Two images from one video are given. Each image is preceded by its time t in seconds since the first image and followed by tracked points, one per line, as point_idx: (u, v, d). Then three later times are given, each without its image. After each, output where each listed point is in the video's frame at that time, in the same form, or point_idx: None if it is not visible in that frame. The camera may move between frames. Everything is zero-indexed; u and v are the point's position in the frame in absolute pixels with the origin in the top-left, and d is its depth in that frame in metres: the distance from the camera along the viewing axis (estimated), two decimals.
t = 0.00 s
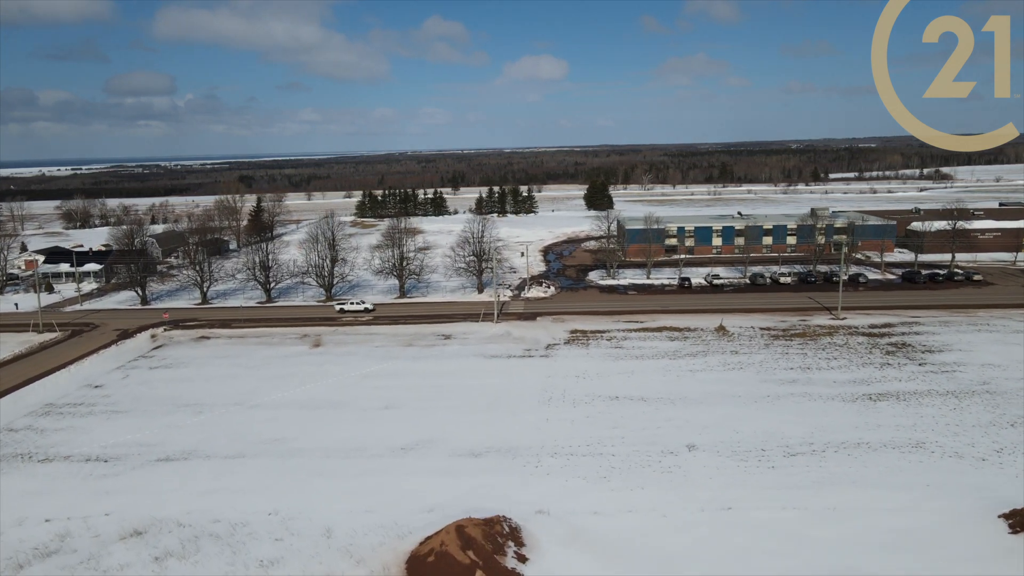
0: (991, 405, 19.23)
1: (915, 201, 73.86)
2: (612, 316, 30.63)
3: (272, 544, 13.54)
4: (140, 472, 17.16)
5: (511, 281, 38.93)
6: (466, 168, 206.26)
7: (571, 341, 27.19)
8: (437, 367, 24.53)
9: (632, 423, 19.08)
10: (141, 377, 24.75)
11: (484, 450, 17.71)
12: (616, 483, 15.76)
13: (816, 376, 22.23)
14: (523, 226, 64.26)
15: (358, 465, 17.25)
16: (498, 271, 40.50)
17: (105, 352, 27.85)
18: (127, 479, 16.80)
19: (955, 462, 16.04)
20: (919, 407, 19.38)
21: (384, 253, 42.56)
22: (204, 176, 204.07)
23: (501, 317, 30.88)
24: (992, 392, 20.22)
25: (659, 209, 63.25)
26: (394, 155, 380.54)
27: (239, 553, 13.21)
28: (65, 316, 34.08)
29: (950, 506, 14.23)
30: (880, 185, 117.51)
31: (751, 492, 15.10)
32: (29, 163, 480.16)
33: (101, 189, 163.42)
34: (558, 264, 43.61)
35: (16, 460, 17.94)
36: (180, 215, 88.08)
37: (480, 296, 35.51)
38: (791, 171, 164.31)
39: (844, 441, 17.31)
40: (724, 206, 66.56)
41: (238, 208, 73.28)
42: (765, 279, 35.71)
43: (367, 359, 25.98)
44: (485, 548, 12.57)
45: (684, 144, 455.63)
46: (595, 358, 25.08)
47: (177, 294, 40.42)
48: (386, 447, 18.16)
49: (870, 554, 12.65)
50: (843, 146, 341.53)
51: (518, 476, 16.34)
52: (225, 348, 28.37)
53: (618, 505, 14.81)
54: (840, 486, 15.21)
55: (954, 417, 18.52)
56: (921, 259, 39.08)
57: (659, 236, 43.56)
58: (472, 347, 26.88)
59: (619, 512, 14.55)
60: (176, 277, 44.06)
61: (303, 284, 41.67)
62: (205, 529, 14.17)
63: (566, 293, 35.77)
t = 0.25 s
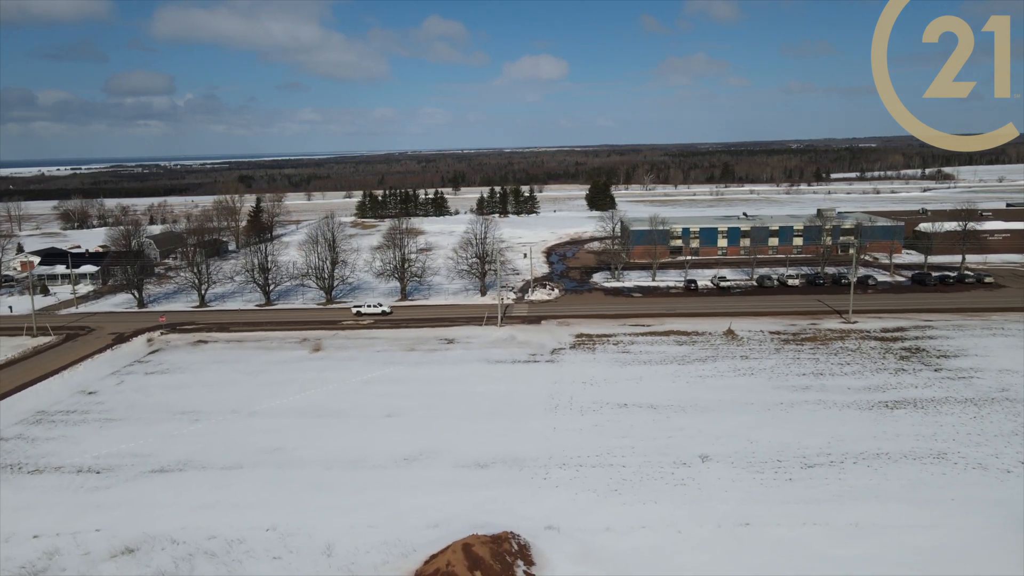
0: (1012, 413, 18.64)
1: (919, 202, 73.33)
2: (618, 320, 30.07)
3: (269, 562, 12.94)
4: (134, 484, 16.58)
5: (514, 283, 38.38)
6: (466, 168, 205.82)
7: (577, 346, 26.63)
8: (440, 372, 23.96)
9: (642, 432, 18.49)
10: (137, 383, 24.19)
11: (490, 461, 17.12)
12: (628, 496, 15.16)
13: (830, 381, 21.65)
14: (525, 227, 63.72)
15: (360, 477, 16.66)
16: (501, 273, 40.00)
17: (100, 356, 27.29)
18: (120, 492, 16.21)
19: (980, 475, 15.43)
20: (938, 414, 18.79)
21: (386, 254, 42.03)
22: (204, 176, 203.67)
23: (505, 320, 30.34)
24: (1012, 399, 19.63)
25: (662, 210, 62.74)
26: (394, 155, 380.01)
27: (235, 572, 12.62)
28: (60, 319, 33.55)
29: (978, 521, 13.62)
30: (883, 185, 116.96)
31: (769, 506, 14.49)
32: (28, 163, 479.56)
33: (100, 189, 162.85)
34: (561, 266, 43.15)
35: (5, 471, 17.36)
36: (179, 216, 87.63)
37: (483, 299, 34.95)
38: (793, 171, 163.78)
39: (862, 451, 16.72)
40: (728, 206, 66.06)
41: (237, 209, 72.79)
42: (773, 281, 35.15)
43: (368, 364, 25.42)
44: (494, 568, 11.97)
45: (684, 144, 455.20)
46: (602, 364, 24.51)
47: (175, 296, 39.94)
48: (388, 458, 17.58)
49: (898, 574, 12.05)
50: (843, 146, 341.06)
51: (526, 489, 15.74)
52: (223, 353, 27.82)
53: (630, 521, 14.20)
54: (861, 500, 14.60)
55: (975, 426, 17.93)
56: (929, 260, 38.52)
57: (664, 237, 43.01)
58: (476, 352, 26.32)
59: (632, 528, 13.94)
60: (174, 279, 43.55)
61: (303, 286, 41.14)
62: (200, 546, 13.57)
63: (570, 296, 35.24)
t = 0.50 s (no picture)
0: None
1: (924, 202, 72.67)
2: (624, 324, 29.46)
3: None
4: (125, 496, 15.93)
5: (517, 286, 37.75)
6: (467, 167, 205.16)
7: (583, 351, 26.01)
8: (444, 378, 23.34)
9: (653, 442, 17.82)
10: (131, 390, 23.60)
11: (496, 474, 16.45)
12: (642, 512, 14.48)
13: (846, 388, 20.98)
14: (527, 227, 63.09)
15: (361, 490, 16.01)
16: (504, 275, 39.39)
17: (95, 362, 26.71)
18: (110, 506, 15.54)
19: (1010, 490, 14.75)
20: (961, 424, 18.11)
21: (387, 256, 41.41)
22: (203, 176, 202.97)
23: (509, 324, 29.72)
24: None
25: (666, 210, 62.11)
26: (394, 155, 379.40)
27: None
28: (55, 322, 32.94)
29: (1013, 540, 12.93)
30: (887, 185, 116.31)
31: (791, 523, 13.80)
32: (28, 162, 479.04)
33: (99, 189, 162.22)
34: (565, 268, 42.59)
35: None
36: (178, 216, 87.09)
37: (486, 302, 34.34)
38: (795, 171, 163.09)
39: (885, 464, 16.04)
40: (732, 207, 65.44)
41: (236, 209, 72.19)
42: (781, 283, 34.51)
43: (369, 370, 24.89)
44: None
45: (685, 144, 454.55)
46: (610, 370, 23.89)
47: (172, 299, 39.40)
48: (391, 470, 16.91)
49: None
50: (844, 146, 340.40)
51: (534, 504, 15.06)
52: (220, 358, 27.25)
53: (645, 539, 13.52)
54: (887, 516, 13.93)
55: (1000, 436, 17.26)
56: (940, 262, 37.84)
57: (670, 238, 42.38)
58: (479, 357, 25.70)
59: (647, 547, 13.27)
60: (171, 281, 43.02)
61: (303, 288, 40.54)
62: (193, 566, 12.92)
63: (575, 299, 34.60)
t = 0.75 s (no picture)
0: None
1: (930, 202, 71.95)
2: (630, 328, 28.87)
3: None
4: (115, 511, 15.34)
5: (519, 289, 37.12)
6: (467, 167, 204.28)
7: (589, 356, 25.42)
8: (446, 385, 22.79)
9: (665, 454, 17.16)
10: (126, 398, 23.12)
11: (502, 488, 15.80)
12: (656, 529, 13.84)
13: (861, 396, 20.36)
14: (529, 228, 62.44)
15: (361, 505, 15.37)
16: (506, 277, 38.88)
17: (88, 367, 26.18)
18: (99, 521, 14.94)
19: None
20: (983, 434, 17.48)
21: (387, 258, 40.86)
22: (202, 176, 201.89)
23: (512, 328, 29.19)
24: None
25: (669, 211, 61.58)
26: (394, 155, 378.37)
27: None
28: (49, 326, 32.39)
29: None
30: (891, 185, 115.27)
31: (812, 542, 13.16)
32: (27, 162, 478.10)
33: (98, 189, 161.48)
34: (569, 270, 42.10)
35: None
36: (177, 217, 86.40)
37: (489, 306, 33.76)
38: (797, 170, 162.49)
39: (907, 477, 15.40)
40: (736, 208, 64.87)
41: (235, 210, 71.61)
42: (789, 286, 33.85)
43: (369, 376, 24.38)
44: None
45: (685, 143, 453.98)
46: (617, 377, 23.29)
47: (168, 301, 38.94)
48: (392, 483, 16.28)
49: None
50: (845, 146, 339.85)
51: (542, 520, 14.43)
52: (216, 364, 26.81)
53: (660, 559, 12.87)
54: (912, 534, 13.29)
55: None
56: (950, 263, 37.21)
57: (675, 240, 41.81)
58: (482, 363, 25.12)
59: (662, 567, 12.62)
60: (168, 283, 42.51)
61: (302, 290, 40.06)
62: None
63: (579, 302, 34.01)
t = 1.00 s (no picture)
0: None
1: (936, 202, 71.34)
2: (636, 332, 28.31)
3: None
4: (104, 528, 14.72)
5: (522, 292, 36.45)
6: (468, 167, 203.07)
7: (595, 362, 24.86)
8: (449, 393, 22.26)
9: (678, 466, 16.51)
10: (120, 405, 22.61)
11: (509, 502, 15.16)
12: (671, 548, 13.18)
13: (878, 403, 19.70)
14: (531, 230, 61.91)
15: (361, 521, 14.71)
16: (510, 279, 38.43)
17: (81, 373, 25.66)
18: (86, 539, 14.32)
19: None
20: (1009, 445, 16.77)
21: (388, 260, 40.45)
22: (201, 176, 201.06)
23: (516, 332, 28.68)
24: None
25: (673, 211, 61.01)
26: (394, 155, 377.57)
27: None
28: (42, 330, 31.86)
29: None
30: (894, 185, 114.71)
31: (837, 562, 12.49)
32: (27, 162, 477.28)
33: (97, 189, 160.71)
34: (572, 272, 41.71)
35: None
36: (176, 218, 85.77)
37: (492, 309, 33.31)
38: (799, 170, 161.84)
39: (933, 492, 14.72)
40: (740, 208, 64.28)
41: (235, 211, 71.12)
42: (798, 288, 33.21)
43: (369, 383, 23.86)
44: None
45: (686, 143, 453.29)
46: (625, 383, 22.68)
47: (165, 304, 38.57)
48: (394, 497, 15.62)
49: None
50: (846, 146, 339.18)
51: (552, 537, 13.77)
52: (212, 370, 26.41)
53: None
54: (942, 555, 12.61)
55: None
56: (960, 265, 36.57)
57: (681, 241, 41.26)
58: (486, 369, 24.61)
59: None
60: (164, 285, 42.24)
61: (302, 293, 39.63)
62: None
63: (584, 305, 33.48)
